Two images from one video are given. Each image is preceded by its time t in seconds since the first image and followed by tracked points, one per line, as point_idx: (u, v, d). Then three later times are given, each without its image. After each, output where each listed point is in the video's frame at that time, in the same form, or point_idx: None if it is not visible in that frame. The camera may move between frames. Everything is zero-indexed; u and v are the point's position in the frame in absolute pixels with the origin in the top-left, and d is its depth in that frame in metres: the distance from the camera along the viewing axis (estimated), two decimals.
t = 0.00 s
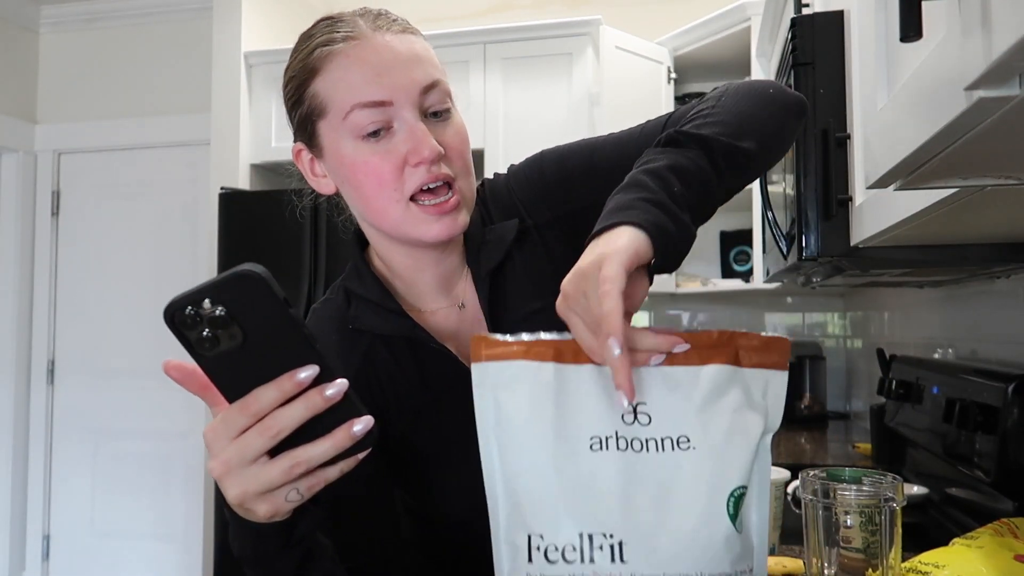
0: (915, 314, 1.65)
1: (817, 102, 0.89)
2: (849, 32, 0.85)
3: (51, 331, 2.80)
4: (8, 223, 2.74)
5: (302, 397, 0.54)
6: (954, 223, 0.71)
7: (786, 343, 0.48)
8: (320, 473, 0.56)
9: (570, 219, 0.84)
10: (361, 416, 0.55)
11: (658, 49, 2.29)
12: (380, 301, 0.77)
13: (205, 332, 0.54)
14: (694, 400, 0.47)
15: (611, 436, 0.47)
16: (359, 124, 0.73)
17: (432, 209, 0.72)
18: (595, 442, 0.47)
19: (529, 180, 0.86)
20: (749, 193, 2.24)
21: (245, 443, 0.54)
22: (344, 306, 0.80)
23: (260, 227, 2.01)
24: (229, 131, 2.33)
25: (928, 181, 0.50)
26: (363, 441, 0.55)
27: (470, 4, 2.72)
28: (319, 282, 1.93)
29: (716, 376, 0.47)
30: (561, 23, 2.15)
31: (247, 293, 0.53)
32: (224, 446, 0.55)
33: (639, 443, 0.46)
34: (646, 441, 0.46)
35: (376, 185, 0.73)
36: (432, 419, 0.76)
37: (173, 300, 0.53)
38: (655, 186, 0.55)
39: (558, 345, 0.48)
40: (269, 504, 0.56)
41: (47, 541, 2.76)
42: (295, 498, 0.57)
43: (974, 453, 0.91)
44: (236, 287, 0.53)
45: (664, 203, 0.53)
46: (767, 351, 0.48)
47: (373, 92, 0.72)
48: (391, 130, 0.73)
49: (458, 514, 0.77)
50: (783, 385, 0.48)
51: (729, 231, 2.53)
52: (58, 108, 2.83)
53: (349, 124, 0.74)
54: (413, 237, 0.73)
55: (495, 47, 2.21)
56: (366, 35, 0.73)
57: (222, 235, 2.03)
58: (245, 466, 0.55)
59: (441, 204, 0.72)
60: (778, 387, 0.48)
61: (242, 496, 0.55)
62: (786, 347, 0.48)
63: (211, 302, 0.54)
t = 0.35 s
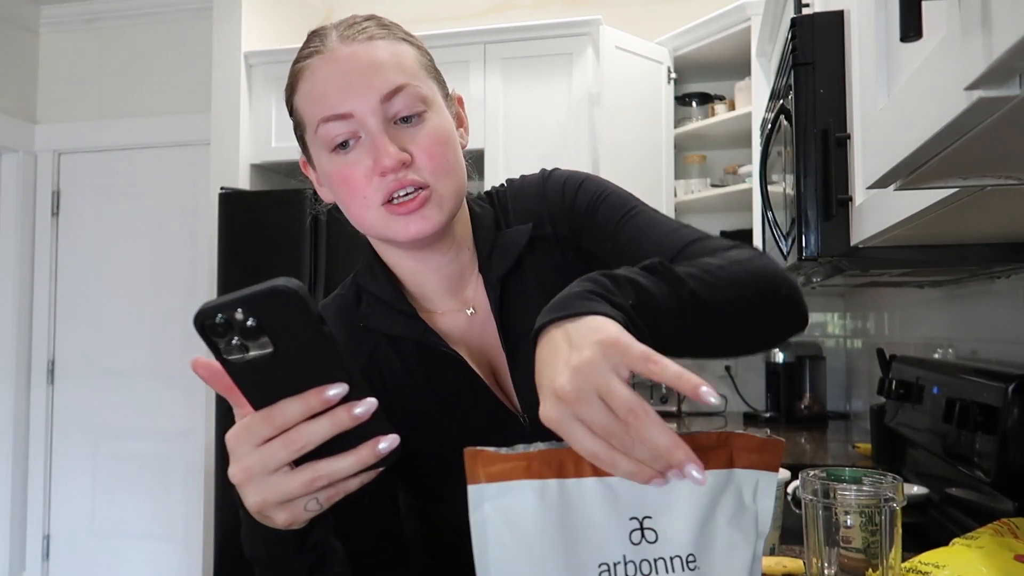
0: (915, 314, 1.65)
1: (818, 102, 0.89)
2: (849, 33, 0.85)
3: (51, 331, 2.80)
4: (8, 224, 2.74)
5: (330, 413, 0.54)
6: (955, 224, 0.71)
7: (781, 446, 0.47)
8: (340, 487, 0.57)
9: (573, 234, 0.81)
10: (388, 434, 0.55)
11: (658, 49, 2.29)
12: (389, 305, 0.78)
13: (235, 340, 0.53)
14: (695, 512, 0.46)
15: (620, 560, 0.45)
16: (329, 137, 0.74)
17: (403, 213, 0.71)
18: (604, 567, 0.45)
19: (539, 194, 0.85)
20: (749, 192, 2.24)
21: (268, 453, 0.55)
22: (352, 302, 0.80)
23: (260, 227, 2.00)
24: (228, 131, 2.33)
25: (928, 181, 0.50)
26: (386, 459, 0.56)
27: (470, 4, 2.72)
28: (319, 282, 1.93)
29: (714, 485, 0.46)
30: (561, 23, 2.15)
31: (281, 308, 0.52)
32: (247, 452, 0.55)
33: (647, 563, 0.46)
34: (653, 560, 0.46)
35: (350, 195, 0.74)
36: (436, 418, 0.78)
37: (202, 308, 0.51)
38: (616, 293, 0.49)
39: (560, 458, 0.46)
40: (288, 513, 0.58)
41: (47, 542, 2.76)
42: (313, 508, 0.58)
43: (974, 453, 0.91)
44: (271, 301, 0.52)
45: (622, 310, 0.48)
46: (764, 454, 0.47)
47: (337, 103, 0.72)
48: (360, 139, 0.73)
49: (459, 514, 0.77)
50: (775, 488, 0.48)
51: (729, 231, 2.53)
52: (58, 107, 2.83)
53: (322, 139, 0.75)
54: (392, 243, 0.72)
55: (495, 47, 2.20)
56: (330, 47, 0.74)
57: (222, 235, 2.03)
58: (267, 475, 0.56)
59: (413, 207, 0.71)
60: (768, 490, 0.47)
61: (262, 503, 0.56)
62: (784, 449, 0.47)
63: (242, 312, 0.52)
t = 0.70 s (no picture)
0: (915, 314, 1.64)
1: (818, 102, 0.89)
2: (849, 32, 0.85)
3: (51, 331, 2.80)
4: (8, 224, 2.74)
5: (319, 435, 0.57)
6: (954, 224, 0.71)
7: (779, 447, 0.49)
8: (340, 501, 0.59)
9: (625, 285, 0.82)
10: (390, 446, 0.58)
11: (658, 49, 2.29)
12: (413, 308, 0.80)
13: (230, 356, 0.53)
14: (695, 511, 0.46)
15: (619, 559, 0.45)
16: (334, 143, 0.74)
17: (405, 215, 0.70)
18: (604, 566, 0.45)
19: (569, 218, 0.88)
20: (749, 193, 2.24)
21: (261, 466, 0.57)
22: (377, 305, 0.84)
23: (260, 227, 2.00)
24: (229, 131, 2.33)
25: (928, 182, 0.50)
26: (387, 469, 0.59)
27: (471, 5, 2.72)
28: (319, 282, 1.93)
29: (714, 485, 0.47)
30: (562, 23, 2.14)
31: (281, 318, 0.52)
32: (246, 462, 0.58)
33: (646, 563, 0.45)
34: (653, 559, 0.46)
35: (357, 200, 0.74)
36: (445, 419, 0.80)
37: (194, 327, 0.51)
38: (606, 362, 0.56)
39: (560, 456, 0.45)
40: (290, 524, 0.60)
41: (47, 542, 2.76)
42: (315, 521, 0.59)
43: (975, 453, 0.91)
44: (272, 312, 0.52)
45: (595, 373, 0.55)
46: (761, 455, 0.49)
47: (340, 108, 0.73)
48: (363, 143, 0.73)
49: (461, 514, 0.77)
50: (772, 490, 0.49)
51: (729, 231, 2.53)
52: (58, 107, 2.83)
53: (329, 145, 0.76)
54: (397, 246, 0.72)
55: (496, 47, 2.20)
56: (334, 54, 0.75)
57: (222, 235, 2.03)
58: (268, 486, 0.58)
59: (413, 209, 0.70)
60: (767, 490, 0.49)
61: (265, 513, 0.59)
62: (779, 452, 0.49)
63: (239, 327, 0.52)
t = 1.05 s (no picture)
0: (915, 314, 1.64)
1: (818, 102, 0.89)
2: (849, 33, 0.85)
3: (51, 331, 2.80)
4: (8, 224, 2.74)
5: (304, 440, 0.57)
6: (954, 224, 0.71)
7: (779, 447, 0.49)
8: (338, 512, 0.59)
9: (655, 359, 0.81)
10: (391, 460, 0.58)
11: (658, 49, 2.30)
12: (443, 329, 0.82)
13: (242, 348, 0.53)
14: (694, 512, 0.46)
15: (619, 559, 0.45)
16: (374, 159, 0.75)
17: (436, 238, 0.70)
18: (604, 567, 0.45)
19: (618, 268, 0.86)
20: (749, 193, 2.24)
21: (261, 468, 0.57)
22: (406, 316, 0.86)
23: (260, 227, 2.00)
24: (228, 131, 2.32)
25: (928, 182, 0.50)
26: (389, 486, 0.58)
27: (471, 4, 2.72)
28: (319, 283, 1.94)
29: (714, 484, 0.47)
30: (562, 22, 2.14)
31: (296, 309, 0.53)
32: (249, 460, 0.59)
33: (646, 563, 0.45)
34: (653, 560, 0.45)
35: (391, 217, 0.74)
36: (452, 438, 0.80)
37: (210, 313, 0.52)
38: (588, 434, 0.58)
39: (561, 457, 0.45)
40: (288, 529, 0.60)
41: (47, 542, 2.76)
42: (312, 529, 0.60)
43: (974, 453, 0.91)
44: (289, 306, 0.53)
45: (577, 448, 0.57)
46: (760, 455, 0.49)
47: (381, 127, 0.73)
48: (401, 163, 0.73)
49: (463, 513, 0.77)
50: (771, 490, 0.49)
51: (729, 231, 2.53)
52: (58, 107, 2.83)
53: (369, 161, 0.76)
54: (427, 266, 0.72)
55: (496, 47, 2.20)
56: (384, 74, 0.75)
57: (222, 235, 2.03)
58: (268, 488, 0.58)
59: (444, 232, 0.70)
60: (766, 490, 0.49)
61: (263, 515, 0.59)
62: (778, 452, 0.49)
63: (254, 317, 0.53)
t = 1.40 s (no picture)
0: (915, 314, 1.64)
1: (817, 102, 0.89)
2: (849, 33, 0.85)
3: (51, 331, 2.80)
4: (8, 224, 2.74)
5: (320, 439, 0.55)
6: (954, 224, 0.71)
7: (778, 447, 0.49)
8: (329, 528, 0.57)
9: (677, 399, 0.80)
10: (383, 482, 0.56)
11: (658, 49, 2.30)
12: (471, 353, 0.82)
13: (250, 347, 0.57)
14: (694, 513, 0.46)
15: (620, 559, 0.45)
16: (416, 186, 0.74)
17: (472, 271, 0.70)
18: (604, 567, 0.45)
19: (660, 319, 0.86)
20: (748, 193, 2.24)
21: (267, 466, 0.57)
22: (442, 331, 0.87)
23: (260, 227, 2.00)
24: (228, 131, 2.32)
25: (929, 181, 0.50)
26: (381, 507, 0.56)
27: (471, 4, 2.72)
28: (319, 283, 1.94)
29: (714, 484, 0.47)
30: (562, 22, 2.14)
31: (292, 310, 0.55)
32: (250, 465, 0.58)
33: (646, 563, 0.45)
34: (653, 560, 0.46)
35: (430, 244, 0.74)
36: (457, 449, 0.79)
37: (219, 309, 0.56)
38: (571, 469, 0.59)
39: (561, 457, 0.45)
40: (278, 540, 0.59)
41: (47, 541, 2.76)
42: (301, 544, 0.59)
43: (974, 453, 0.91)
44: (282, 304, 0.55)
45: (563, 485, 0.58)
46: (760, 456, 0.49)
47: (425, 155, 0.72)
48: (442, 192, 0.73)
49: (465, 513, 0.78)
50: (771, 490, 0.49)
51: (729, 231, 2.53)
52: (58, 107, 2.83)
53: (412, 186, 0.76)
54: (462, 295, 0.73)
55: (496, 47, 2.20)
56: (432, 99, 0.75)
57: (222, 235, 2.03)
58: (263, 493, 0.58)
59: (481, 266, 0.70)
60: (767, 490, 0.49)
61: (254, 523, 0.59)
62: (778, 453, 0.49)
63: (257, 317, 0.56)
